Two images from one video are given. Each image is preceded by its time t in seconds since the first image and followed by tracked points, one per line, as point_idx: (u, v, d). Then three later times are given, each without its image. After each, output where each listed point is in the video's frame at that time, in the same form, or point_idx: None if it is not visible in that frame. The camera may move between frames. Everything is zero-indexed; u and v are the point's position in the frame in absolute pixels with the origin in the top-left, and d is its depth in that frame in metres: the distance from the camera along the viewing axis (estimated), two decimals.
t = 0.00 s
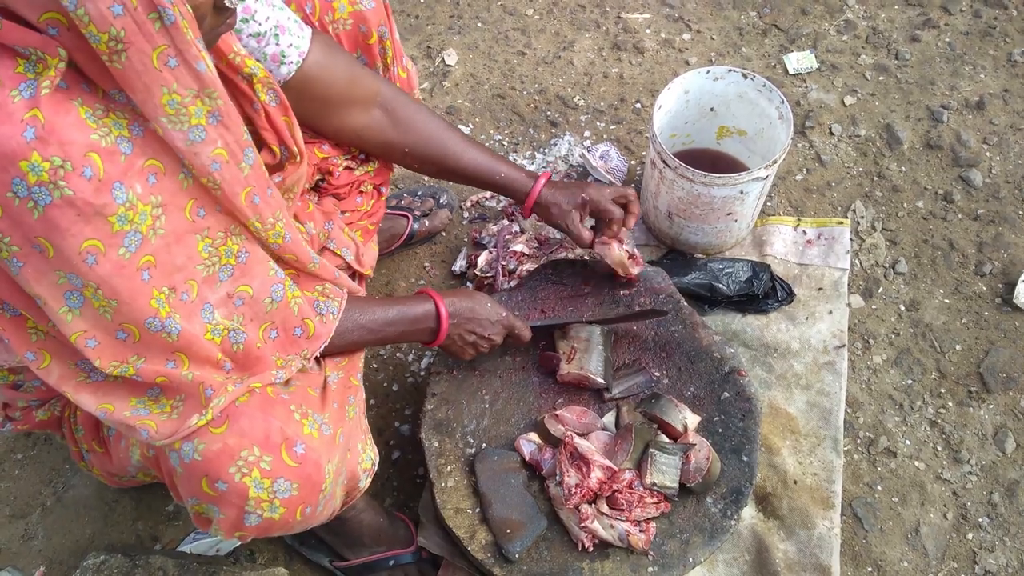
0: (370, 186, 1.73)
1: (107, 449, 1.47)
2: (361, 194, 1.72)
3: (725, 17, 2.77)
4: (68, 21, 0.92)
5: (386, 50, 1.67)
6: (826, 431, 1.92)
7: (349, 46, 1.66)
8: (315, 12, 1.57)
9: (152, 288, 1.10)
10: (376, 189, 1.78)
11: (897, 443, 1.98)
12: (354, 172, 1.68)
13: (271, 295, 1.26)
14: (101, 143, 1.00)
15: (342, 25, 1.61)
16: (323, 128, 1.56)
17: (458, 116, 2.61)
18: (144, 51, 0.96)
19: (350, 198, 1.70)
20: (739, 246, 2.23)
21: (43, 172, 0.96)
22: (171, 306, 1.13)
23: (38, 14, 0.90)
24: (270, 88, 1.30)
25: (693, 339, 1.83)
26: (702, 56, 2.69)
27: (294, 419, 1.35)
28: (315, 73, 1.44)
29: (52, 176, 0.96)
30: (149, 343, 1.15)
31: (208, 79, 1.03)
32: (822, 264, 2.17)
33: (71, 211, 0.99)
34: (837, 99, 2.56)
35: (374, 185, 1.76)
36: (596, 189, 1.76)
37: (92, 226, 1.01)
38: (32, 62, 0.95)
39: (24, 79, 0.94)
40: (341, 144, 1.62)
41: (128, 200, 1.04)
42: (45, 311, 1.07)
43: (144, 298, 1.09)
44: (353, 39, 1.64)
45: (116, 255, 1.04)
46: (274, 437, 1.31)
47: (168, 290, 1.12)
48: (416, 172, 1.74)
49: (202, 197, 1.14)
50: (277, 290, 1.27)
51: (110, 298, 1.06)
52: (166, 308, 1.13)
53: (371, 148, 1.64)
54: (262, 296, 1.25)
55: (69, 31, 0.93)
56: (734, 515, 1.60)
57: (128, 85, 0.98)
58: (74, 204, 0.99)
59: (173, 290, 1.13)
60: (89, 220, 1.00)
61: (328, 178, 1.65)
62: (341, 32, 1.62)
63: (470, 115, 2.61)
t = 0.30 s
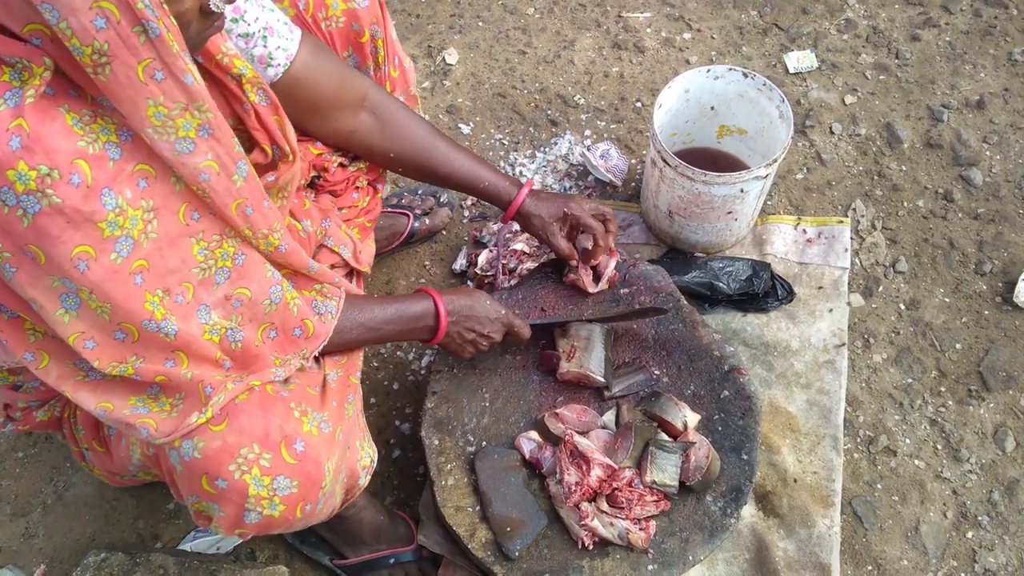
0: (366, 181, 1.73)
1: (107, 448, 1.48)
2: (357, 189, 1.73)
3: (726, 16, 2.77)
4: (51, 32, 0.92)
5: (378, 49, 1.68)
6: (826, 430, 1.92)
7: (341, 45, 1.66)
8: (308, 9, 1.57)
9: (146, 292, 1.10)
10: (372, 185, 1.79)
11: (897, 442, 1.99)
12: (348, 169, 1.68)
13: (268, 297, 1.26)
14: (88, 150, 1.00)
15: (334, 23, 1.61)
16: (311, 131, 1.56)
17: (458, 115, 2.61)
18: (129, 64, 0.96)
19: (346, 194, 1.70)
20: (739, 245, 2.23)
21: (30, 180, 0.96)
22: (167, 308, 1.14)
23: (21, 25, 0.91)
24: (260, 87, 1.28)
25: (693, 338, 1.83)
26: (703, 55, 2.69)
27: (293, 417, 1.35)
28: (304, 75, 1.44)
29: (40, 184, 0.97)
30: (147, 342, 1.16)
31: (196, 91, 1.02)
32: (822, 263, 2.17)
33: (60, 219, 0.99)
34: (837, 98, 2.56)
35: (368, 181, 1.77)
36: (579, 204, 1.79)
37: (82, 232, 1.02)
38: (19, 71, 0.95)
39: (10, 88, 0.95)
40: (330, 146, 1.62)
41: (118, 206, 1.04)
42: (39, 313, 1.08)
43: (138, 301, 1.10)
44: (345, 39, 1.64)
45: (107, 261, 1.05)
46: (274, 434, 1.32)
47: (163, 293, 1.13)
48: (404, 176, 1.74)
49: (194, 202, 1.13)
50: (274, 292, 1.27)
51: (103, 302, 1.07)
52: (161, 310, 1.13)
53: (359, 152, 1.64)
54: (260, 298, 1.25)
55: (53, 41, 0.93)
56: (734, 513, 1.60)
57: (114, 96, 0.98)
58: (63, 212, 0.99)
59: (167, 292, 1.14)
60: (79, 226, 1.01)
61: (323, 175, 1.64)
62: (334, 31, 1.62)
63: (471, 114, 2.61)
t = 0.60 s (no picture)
0: (367, 184, 1.73)
1: (106, 447, 1.48)
2: (357, 192, 1.73)
3: (724, 15, 2.78)
4: (52, 26, 0.92)
5: (381, 52, 1.68)
6: (825, 428, 1.92)
7: (344, 48, 1.66)
8: (311, 12, 1.57)
9: (144, 289, 1.11)
10: (373, 188, 1.79)
11: (896, 440, 1.99)
12: (350, 171, 1.68)
13: (266, 295, 1.27)
14: (87, 147, 1.00)
15: (337, 26, 1.61)
16: (314, 132, 1.56)
17: (458, 115, 2.61)
18: (129, 57, 0.96)
19: (347, 197, 1.70)
20: (738, 244, 2.23)
21: (29, 177, 0.97)
22: (165, 306, 1.14)
23: (23, 19, 0.91)
24: (260, 86, 1.28)
25: (692, 336, 1.84)
26: (702, 54, 2.69)
27: (291, 416, 1.35)
28: (306, 77, 1.45)
29: (38, 181, 0.97)
30: (145, 339, 1.16)
31: (196, 84, 1.03)
32: (821, 262, 2.18)
33: (58, 216, 1.00)
34: (836, 97, 2.56)
35: (370, 184, 1.77)
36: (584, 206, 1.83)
37: (81, 229, 1.02)
38: (18, 68, 0.96)
39: (10, 84, 0.95)
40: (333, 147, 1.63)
41: (116, 203, 1.04)
42: (38, 310, 1.08)
43: (136, 299, 1.10)
44: (348, 41, 1.65)
45: (106, 258, 1.05)
46: (271, 433, 1.32)
47: (161, 291, 1.13)
48: (406, 177, 1.74)
49: (193, 199, 1.14)
50: (272, 290, 1.28)
51: (101, 299, 1.08)
52: (159, 308, 1.13)
53: (361, 153, 1.65)
54: (258, 296, 1.26)
55: (54, 36, 0.94)
56: (733, 511, 1.61)
57: (114, 90, 0.99)
58: (61, 209, 0.99)
59: (166, 290, 1.14)
60: (77, 224, 1.01)
61: (325, 177, 1.64)
62: (337, 34, 1.62)
63: (470, 114, 2.62)
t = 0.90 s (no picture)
0: (368, 188, 1.73)
1: (105, 447, 1.48)
2: (360, 197, 1.73)
3: (724, 16, 2.78)
4: (53, 29, 0.92)
5: (384, 53, 1.68)
6: (825, 429, 1.92)
7: (348, 49, 1.66)
8: (314, 15, 1.58)
9: (143, 292, 1.11)
10: (375, 191, 1.78)
11: (895, 441, 1.99)
12: (352, 174, 1.68)
13: (265, 297, 1.27)
14: (87, 151, 1.00)
15: (340, 28, 1.62)
16: (319, 132, 1.57)
17: (457, 116, 2.62)
18: (129, 59, 0.96)
19: (348, 200, 1.70)
20: (738, 245, 2.23)
21: (28, 180, 0.97)
22: (164, 308, 1.14)
23: (24, 23, 0.90)
24: (261, 90, 1.29)
25: (691, 337, 1.84)
26: (701, 55, 2.70)
27: (290, 417, 1.35)
28: (310, 77, 1.45)
29: (38, 185, 0.97)
30: (144, 341, 1.16)
31: (195, 85, 1.03)
32: (820, 263, 2.18)
33: (58, 219, 1.00)
34: (835, 98, 2.56)
35: (372, 187, 1.77)
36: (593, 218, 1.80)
37: (80, 233, 1.02)
38: (19, 70, 0.95)
39: (10, 88, 0.95)
40: (336, 148, 1.63)
41: (116, 206, 1.04)
42: (38, 311, 1.08)
43: (135, 301, 1.10)
44: (352, 43, 1.65)
45: (104, 261, 1.05)
46: (270, 434, 1.32)
47: (160, 293, 1.13)
48: (412, 178, 1.74)
49: (192, 201, 1.14)
50: (271, 291, 1.27)
51: (100, 301, 1.07)
52: (158, 310, 1.13)
53: (367, 153, 1.65)
54: (256, 297, 1.25)
55: (54, 39, 0.93)
56: (732, 511, 1.61)
57: (115, 92, 0.99)
58: (61, 212, 1.00)
59: (165, 293, 1.14)
60: (77, 227, 1.01)
61: (326, 180, 1.65)
62: (340, 35, 1.63)
63: (470, 114, 2.62)
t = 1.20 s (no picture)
0: (372, 188, 1.74)
1: (107, 447, 1.48)
2: (362, 196, 1.73)
3: (725, 17, 2.78)
4: (67, 32, 0.92)
5: (388, 54, 1.68)
6: (826, 429, 1.93)
7: (352, 51, 1.67)
8: (318, 17, 1.59)
9: (149, 296, 1.11)
10: (379, 192, 1.79)
11: (896, 442, 1.99)
12: (355, 175, 1.68)
13: (267, 299, 1.28)
14: (99, 155, 1.01)
15: (345, 30, 1.62)
16: (326, 133, 1.57)
17: (458, 116, 2.62)
18: (141, 61, 0.97)
19: (351, 200, 1.71)
20: (739, 245, 2.23)
21: (42, 184, 0.97)
22: (169, 312, 1.15)
23: (39, 26, 0.91)
24: (268, 94, 1.29)
25: (692, 337, 1.84)
26: (703, 56, 2.70)
27: (292, 419, 1.35)
28: (316, 79, 1.45)
29: (51, 189, 0.97)
30: (149, 344, 1.17)
31: (203, 87, 1.03)
32: (822, 263, 2.18)
33: (70, 223, 1.00)
34: (836, 98, 2.56)
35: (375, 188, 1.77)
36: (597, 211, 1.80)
37: (91, 236, 1.02)
38: (32, 74, 0.95)
39: (24, 91, 0.95)
40: (342, 149, 1.63)
41: (126, 211, 1.05)
42: (45, 314, 1.08)
43: (142, 305, 1.11)
44: (356, 45, 1.66)
45: (114, 264, 1.06)
46: (272, 436, 1.32)
47: (166, 298, 1.14)
48: (418, 179, 1.74)
49: (198, 205, 1.15)
50: (273, 294, 1.28)
51: (107, 305, 1.08)
52: (163, 315, 1.14)
53: (375, 153, 1.65)
54: (259, 300, 1.27)
55: (68, 42, 0.94)
56: (733, 511, 1.61)
57: (128, 95, 0.99)
58: (73, 216, 1.00)
59: (170, 297, 1.15)
60: (88, 231, 1.02)
61: (330, 181, 1.65)
62: (344, 37, 1.63)
63: (471, 115, 2.62)
